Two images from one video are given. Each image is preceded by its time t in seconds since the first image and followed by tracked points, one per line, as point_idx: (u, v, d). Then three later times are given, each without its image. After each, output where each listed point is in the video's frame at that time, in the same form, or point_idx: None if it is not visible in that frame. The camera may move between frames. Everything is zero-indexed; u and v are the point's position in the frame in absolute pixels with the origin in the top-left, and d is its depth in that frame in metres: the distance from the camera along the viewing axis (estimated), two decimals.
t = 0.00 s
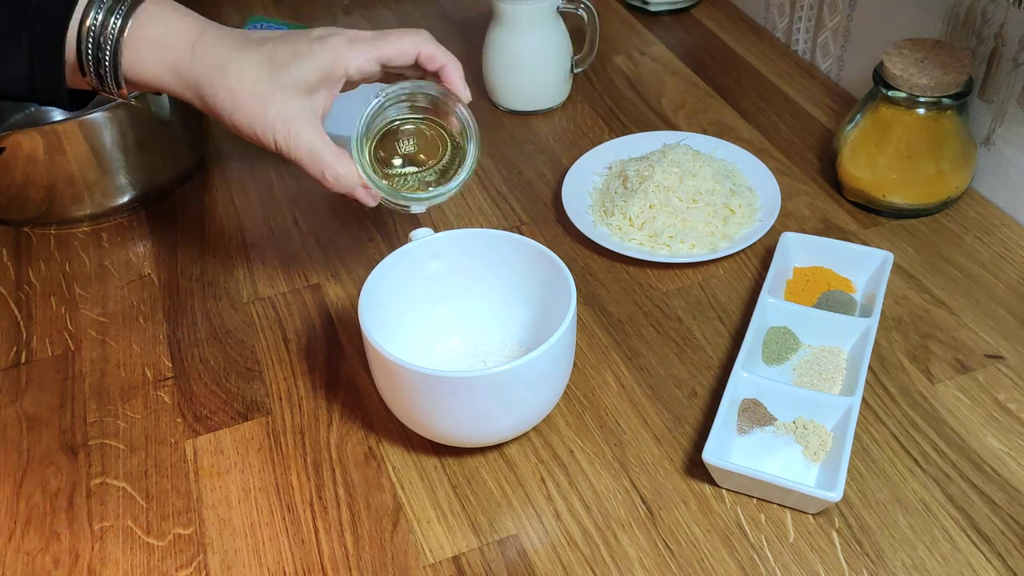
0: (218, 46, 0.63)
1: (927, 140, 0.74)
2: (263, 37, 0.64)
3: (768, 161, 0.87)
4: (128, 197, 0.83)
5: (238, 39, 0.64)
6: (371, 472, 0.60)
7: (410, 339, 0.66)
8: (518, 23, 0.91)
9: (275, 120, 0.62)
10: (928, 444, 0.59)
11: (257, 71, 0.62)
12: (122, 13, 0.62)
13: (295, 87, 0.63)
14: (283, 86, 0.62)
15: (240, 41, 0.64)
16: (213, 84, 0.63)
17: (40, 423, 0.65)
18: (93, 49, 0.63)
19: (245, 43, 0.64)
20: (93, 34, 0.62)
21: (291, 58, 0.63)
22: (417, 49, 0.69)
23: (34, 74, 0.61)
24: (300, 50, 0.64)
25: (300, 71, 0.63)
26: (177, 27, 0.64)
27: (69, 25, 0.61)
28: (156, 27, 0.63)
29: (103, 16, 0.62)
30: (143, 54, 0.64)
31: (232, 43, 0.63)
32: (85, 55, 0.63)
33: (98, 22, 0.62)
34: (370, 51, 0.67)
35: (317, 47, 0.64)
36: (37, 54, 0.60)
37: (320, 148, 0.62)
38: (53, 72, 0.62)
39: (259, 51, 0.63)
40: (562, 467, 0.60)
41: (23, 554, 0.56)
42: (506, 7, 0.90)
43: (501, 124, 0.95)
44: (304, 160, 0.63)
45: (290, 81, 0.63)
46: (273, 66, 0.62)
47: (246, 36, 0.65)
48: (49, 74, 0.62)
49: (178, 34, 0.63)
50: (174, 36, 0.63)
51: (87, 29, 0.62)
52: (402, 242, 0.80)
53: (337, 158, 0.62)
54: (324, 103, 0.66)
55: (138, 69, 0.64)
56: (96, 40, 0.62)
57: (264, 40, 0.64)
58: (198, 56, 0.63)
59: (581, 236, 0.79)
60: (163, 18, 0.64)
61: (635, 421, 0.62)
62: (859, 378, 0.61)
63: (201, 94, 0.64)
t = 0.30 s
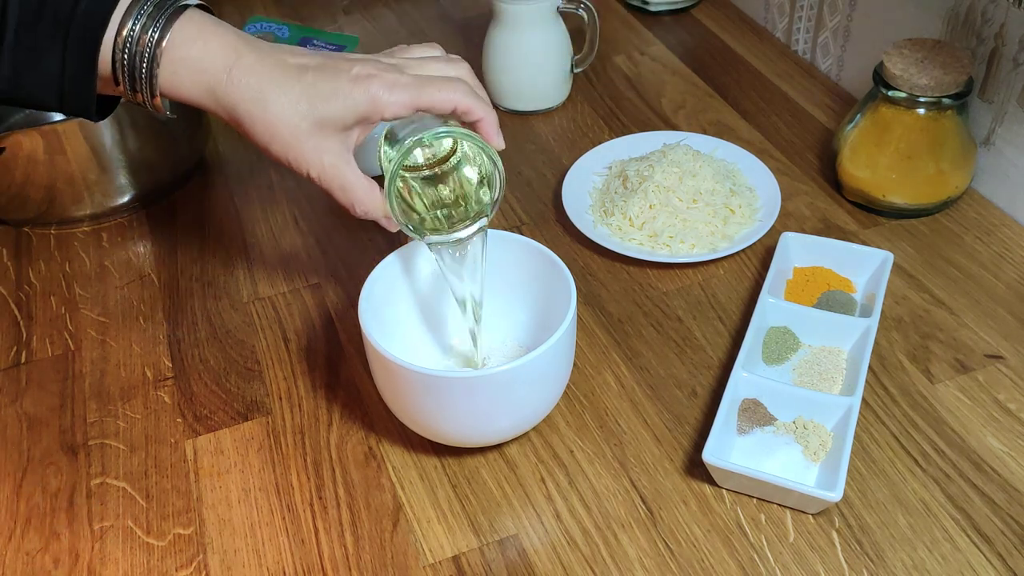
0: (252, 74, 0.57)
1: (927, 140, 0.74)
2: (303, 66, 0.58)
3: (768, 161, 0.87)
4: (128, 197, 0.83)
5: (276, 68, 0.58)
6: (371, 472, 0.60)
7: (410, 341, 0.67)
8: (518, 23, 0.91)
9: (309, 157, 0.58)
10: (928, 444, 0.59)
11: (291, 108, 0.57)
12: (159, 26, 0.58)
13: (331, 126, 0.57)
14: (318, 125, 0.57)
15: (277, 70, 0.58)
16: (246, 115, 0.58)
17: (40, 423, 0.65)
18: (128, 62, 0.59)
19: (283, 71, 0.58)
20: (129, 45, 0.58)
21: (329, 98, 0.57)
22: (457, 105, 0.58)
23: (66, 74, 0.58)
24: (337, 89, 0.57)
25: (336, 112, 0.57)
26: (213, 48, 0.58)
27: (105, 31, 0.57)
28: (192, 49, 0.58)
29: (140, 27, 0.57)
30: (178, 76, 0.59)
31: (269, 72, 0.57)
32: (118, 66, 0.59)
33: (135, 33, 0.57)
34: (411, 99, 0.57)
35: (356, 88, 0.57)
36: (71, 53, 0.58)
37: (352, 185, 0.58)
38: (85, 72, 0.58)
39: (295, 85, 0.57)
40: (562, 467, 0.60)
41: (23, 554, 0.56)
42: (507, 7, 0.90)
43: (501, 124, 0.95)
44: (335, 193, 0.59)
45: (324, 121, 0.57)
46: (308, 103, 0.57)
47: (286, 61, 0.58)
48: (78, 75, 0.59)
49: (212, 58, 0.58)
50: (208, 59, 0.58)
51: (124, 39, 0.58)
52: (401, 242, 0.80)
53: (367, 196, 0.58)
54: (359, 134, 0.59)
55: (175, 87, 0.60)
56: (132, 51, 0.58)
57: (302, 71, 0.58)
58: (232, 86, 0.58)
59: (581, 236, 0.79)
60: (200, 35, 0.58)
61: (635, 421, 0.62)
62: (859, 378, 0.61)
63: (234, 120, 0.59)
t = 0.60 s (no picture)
0: (258, 91, 0.57)
1: (927, 140, 0.74)
2: (308, 84, 0.57)
3: (768, 161, 0.87)
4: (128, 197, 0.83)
5: (281, 87, 0.57)
6: (371, 472, 0.60)
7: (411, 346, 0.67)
8: (518, 22, 0.91)
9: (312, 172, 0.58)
10: (928, 444, 0.59)
11: (295, 128, 0.57)
12: (167, 34, 0.57)
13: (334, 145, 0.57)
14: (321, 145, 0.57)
15: (282, 88, 0.57)
16: (250, 131, 0.58)
17: (40, 423, 0.65)
18: (137, 65, 0.58)
19: (288, 88, 0.57)
20: (137, 48, 0.57)
21: (332, 121, 0.57)
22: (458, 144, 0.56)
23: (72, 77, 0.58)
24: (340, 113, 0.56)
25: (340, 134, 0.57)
26: (219, 62, 0.58)
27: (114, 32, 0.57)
28: (197, 62, 0.58)
29: (149, 30, 0.57)
30: (184, 88, 0.59)
31: (274, 91, 0.57)
32: (126, 69, 0.59)
33: (142, 36, 0.57)
34: (413, 131, 0.56)
35: (359, 113, 0.56)
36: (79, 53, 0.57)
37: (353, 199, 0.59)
38: (92, 72, 0.58)
39: (299, 105, 0.57)
40: (562, 467, 0.60)
41: (22, 554, 0.56)
42: (507, 7, 0.90)
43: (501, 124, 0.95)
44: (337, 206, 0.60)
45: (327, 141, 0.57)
46: (311, 124, 0.57)
47: (291, 77, 0.58)
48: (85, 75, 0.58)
49: (218, 71, 0.57)
50: (214, 73, 0.58)
51: (133, 42, 0.57)
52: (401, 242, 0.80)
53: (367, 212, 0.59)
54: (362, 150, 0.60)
55: (178, 95, 0.60)
56: (141, 55, 0.58)
57: (307, 90, 0.57)
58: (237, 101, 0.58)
59: (581, 236, 0.79)
60: (207, 47, 0.58)
61: (635, 421, 0.62)
62: (858, 377, 0.61)
63: (239, 132, 0.59)
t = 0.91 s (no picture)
0: (221, 98, 0.56)
1: (927, 140, 0.74)
2: (264, 87, 0.54)
3: (768, 161, 0.87)
4: (127, 198, 0.83)
5: (241, 92, 0.55)
6: (371, 472, 0.60)
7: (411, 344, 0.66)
8: (517, 22, 0.91)
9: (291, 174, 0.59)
10: (927, 443, 0.59)
11: (259, 137, 0.56)
12: (141, 21, 0.57)
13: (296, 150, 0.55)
14: (286, 152, 0.56)
15: (242, 94, 0.55)
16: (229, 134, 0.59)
17: (40, 423, 0.65)
18: (111, 51, 0.58)
19: (252, 95, 0.55)
20: (112, 33, 0.57)
21: (288, 130, 0.54)
22: (407, 171, 0.49)
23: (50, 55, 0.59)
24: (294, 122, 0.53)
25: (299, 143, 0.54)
26: (184, 67, 0.57)
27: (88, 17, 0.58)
28: (163, 69, 0.57)
29: (124, 15, 0.57)
30: (158, 92, 0.59)
31: (234, 97, 0.55)
32: (101, 56, 0.59)
33: (118, 21, 0.57)
34: (362, 151, 0.50)
35: (309, 123, 0.52)
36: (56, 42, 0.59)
37: (336, 194, 0.60)
38: (70, 55, 0.59)
39: (258, 113, 0.55)
40: (562, 467, 0.60)
41: (22, 554, 0.56)
42: (507, 7, 0.90)
43: (501, 124, 0.95)
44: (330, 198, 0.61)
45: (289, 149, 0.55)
46: (272, 134, 0.55)
47: (251, 80, 0.55)
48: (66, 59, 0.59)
49: (187, 78, 0.57)
50: (183, 78, 0.57)
51: (109, 25, 0.57)
52: (402, 242, 0.80)
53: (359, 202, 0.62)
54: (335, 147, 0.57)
55: (154, 93, 0.59)
56: (114, 38, 0.57)
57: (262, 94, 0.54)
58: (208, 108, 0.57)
59: (581, 236, 0.79)
60: (174, 50, 0.57)
61: (635, 421, 0.62)
62: (859, 378, 0.61)
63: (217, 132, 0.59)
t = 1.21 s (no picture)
0: (204, 101, 0.56)
1: (927, 141, 0.74)
2: (245, 91, 0.54)
3: (768, 161, 0.87)
4: (127, 198, 0.83)
5: (225, 96, 0.55)
6: (371, 472, 0.60)
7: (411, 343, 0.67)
8: (516, 22, 0.91)
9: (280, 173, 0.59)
10: (927, 443, 0.59)
11: (243, 140, 0.56)
12: (130, 14, 0.57)
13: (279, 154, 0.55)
14: (270, 155, 0.56)
15: (224, 97, 0.55)
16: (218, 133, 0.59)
17: (40, 423, 0.65)
18: (99, 44, 0.58)
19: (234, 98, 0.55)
20: (101, 25, 0.57)
21: (269, 135, 0.54)
22: (385, 189, 0.49)
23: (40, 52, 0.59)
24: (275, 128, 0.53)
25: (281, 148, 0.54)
26: (168, 68, 0.57)
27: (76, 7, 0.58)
28: (147, 69, 0.57)
29: (114, 8, 0.57)
30: (144, 90, 0.59)
31: (217, 100, 0.55)
32: (88, 49, 0.59)
33: (107, 14, 0.57)
34: (339, 164, 0.50)
35: (289, 131, 0.52)
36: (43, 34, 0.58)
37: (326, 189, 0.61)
38: (58, 51, 0.59)
39: (239, 117, 0.55)
40: (562, 467, 0.60)
41: (22, 554, 0.56)
42: (507, 7, 0.90)
43: (501, 124, 0.95)
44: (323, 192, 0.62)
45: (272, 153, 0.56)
46: (255, 138, 0.55)
47: (234, 83, 0.55)
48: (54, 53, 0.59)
49: (172, 78, 0.56)
50: (168, 78, 0.57)
51: (98, 18, 0.57)
52: (402, 242, 0.80)
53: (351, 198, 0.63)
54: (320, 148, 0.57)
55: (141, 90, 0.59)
56: (102, 32, 0.58)
57: (243, 99, 0.54)
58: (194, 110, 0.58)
59: (581, 236, 0.79)
60: (158, 50, 0.57)
61: (635, 421, 0.62)
62: (859, 378, 0.61)
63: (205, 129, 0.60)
